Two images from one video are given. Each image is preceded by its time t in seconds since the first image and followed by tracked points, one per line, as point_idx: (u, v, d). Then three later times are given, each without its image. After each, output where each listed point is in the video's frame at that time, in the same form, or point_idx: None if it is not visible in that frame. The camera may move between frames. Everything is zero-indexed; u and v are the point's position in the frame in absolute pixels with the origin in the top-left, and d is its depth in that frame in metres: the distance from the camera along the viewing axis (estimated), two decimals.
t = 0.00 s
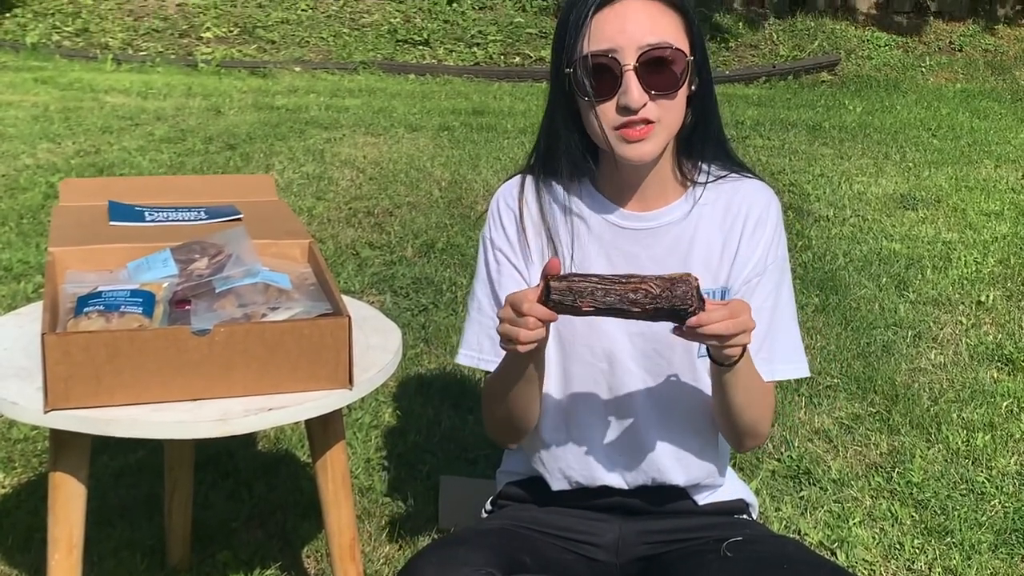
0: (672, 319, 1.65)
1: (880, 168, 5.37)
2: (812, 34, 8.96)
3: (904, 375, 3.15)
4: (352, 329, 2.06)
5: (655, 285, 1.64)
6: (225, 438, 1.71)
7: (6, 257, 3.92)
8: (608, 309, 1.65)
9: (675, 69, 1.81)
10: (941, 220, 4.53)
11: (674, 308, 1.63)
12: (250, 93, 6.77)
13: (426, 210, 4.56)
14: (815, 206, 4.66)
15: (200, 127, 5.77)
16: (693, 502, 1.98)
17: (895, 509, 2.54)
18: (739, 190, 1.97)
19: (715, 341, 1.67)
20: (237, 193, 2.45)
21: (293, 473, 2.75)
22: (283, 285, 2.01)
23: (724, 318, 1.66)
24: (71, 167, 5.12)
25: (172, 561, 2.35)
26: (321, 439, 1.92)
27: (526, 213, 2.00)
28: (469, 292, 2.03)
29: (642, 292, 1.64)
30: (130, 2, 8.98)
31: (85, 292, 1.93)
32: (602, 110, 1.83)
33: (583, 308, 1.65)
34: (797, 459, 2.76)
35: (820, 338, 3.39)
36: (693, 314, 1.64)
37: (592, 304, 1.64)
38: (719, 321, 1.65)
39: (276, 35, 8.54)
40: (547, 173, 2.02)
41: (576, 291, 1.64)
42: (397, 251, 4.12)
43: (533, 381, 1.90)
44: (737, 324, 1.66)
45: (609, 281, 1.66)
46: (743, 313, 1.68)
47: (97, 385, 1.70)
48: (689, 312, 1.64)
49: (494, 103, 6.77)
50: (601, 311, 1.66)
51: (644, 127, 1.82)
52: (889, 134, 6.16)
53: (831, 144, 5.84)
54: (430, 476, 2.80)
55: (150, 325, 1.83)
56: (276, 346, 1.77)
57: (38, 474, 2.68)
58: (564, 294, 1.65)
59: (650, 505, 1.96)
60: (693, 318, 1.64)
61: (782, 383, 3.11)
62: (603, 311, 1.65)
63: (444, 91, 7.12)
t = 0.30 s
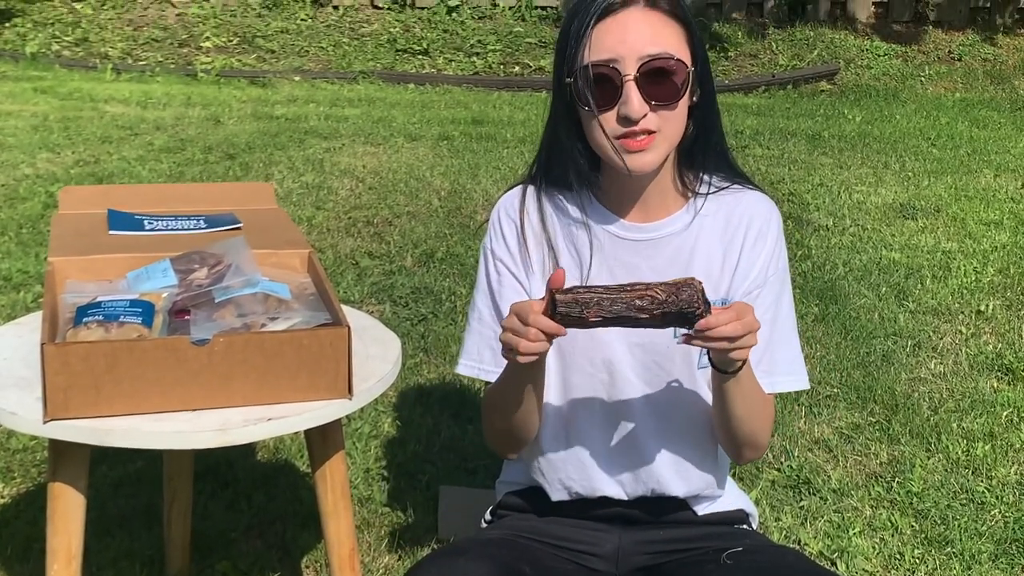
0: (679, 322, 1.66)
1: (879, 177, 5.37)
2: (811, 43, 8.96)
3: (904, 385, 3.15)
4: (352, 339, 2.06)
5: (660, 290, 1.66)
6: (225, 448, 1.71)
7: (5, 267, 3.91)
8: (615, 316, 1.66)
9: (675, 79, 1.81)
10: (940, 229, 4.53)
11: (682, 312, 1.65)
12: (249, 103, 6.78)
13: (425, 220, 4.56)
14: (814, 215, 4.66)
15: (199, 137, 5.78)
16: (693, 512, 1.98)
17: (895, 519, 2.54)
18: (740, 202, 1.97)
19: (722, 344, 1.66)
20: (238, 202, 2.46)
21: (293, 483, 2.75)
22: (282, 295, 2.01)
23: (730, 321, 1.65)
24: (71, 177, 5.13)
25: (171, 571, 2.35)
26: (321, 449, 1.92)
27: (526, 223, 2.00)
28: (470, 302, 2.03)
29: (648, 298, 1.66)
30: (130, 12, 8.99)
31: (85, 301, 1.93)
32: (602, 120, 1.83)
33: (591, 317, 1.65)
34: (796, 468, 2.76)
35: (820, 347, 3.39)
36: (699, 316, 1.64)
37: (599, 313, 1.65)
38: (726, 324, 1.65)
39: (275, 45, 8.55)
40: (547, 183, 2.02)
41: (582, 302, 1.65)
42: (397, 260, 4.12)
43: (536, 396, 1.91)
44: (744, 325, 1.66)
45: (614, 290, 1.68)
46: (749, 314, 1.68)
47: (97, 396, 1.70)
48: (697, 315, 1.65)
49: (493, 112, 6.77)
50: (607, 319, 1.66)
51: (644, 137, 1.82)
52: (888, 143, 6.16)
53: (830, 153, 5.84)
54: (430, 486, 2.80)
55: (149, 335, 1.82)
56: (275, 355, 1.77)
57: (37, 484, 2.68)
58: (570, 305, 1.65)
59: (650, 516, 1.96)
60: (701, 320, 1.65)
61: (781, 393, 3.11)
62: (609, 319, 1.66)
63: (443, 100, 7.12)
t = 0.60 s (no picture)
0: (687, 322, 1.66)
1: (879, 182, 5.37)
2: (811, 48, 8.96)
3: (904, 390, 3.15)
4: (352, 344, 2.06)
5: (668, 290, 1.66)
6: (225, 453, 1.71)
7: (5, 272, 3.91)
8: (624, 313, 1.66)
9: (680, 86, 1.81)
10: (940, 234, 4.53)
11: (689, 311, 1.65)
12: (249, 107, 6.78)
13: (425, 224, 4.56)
14: (814, 220, 4.66)
15: (199, 142, 5.78)
16: (694, 518, 1.98)
17: (896, 524, 2.54)
18: (741, 208, 1.97)
19: (727, 345, 1.67)
20: (238, 208, 2.46)
21: (293, 488, 2.75)
22: (283, 299, 2.00)
23: (736, 322, 1.66)
24: (71, 182, 5.13)
25: None
26: (321, 452, 1.91)
27: (528, 229, 2.00)
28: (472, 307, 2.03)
29: (656, 297, 1.66)
30: (130, 17, 9.00)
31: (85, 307, 1.93)
32: (606, 125, 1.83)
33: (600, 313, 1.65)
34: (797, 474, 2.76)
35: (821, 352, 3.39)
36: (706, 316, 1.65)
37: (607, 309, 1.65)
38: (732, 325, 1.66)
39: (276, 50, 8.55)
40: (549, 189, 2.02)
41: (591, 297, 1.65)
42: (397, 265, 4.12)
43: (545, 399, 1.92)
44: (750, 328, 1.67)
45: (622, 289, 1.68)
46: (754, 317, 1.69)
47: (97, 401, 1.70)
48: (704, 315, 1.65)
49: (493, 117, 6.77)
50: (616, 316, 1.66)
51: (647, 143, 1.82)
52: (888, 148, 6.16)
53: (830, 158, 5.84)
54: (430, 491, 2.80)
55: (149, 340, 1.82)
56: (275, 360, 1.77)
57: (37, 489, 2.67)
58: (578, 300, 1.65)
59: (650, 522, 1.96)
60: (708, 320, 1.65)
61: (781, 399, 3.10)
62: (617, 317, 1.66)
63: (443, 105, 7.12)
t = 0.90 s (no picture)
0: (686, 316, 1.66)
1: (880, 183, 5.37)
2: (811, 49, 8.96)
3: (905, 391, 3.15)
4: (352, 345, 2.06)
5: (668, 285, 1.67)
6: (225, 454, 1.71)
7: (5, 272, 3.91)
8: (624, 308, 1.66)
9: (678, 88, 1.81)
10: (941, 235, 4.53)
11: (689, 306, 1.65)
12: (250, 108, 6.78)
13: (425, 225, 4.56)
14: (814, 221, 4.66)
15: (200, 143, 5.78)
16: (694, 519, 1.98)
17: (896, 525, 2.54)
18: (741, 208, 1.97)
19: (729, 338, 1.66)
20: (238, 209, 2.46)
21: (293, 489, 2.75)
22: (283, 300, 2.00)
23: (736, 316, 1.66)
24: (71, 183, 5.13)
25: None
26: (321, 453, 1.91)
27: (527, 230, 1.99)
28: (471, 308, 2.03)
29: (657, 292, 1.66)
30: (131, 17, 9.00)
31: (85, 307, 1.93)
32: (604, 127, 1.83)
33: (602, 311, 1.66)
34: (798, 474, 2.76)
35: (821, 352, 3.38)
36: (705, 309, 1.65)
37: (608, 304, 1.65)
38: (732, 319, 1.65)
39: (276, 50, 8.55)
40: (548, 190, 2.02)
41: (592, 292, 1.65)
42: (397, 266, 4.12)
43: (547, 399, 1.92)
44: (750, 322, 1.66)
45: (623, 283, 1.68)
46: (754, 312, 1.69)
47: (96, 401, 1.70)
48: (704, 309, 1.65)
49: (494, 117, 6.77)
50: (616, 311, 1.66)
51: (646, 144, 1.82)
52: (888, 149, 6.16)
53: (830, 159, 5.84)
54: (430, 491, 2.80)
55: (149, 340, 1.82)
56: (275, 360, 1.76)
57: (37, 489, 2.67)
58: (579, 296, 1.65)
59: (650, 522, 1.96)
60: (708, 315, 1.65)
61: (781, 399, 3.10)
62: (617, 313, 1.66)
63: (444, 106, 7.12)
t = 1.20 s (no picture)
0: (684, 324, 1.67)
1: (880, 181, 5.37)
2: (811, 48, 8.97)
3: (904, 389, 3.15)
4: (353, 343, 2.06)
5: (667, 294, 1.67)
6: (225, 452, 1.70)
7: (5, 271, 3.91)
8: (623, 318, 1.66)
9: (677, 89, 1.81)
10: (941, 234, 4.53)
11: (688, 317, 1.65)
12: (250, 107, 6.78)
13: (425, 224, 4.56)
14: (814, 219, 4.66)
15: (200, 141, 5.78)
16: (693, 517, 1.97)
17: (896, 523, 2.54)
18: (740, 207, 1.97)
19: (729, 347, 1.66)
20: (238, 208, 2.46)
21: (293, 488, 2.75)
22: (283, 298, 2.01)
23: (735, 325, 1.66)
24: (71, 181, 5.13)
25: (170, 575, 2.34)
26: (321, 451, 1.91)
27: (526, 231, 1.99)
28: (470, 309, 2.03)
29: (655, 301, 1.66)
30: (131, 16, 9.00)
31: (85, 305, 1.93)
32: (603, 127, 1.83)
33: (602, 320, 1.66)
34: (798, 473, 2.76)
35: (821, 351, 3.39)
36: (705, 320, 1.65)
37: (607, 314, 1.66)
38: (731, 327, 1.65)
39: (276, 49, 8.55)
40: (547, 190, 2.02)
41: (590, 302, 1.66)
42: (397, 264, 4.12)
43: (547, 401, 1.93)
44: (749, 330, 1.67)
45: (622, 292, 1.68)
46: (753, 320, 1.69)
47: (96, 399, 1.70)
48: (702, 319, 1.65)
49: (494, 116, 6.77)
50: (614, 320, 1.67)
51: (645, 146, 1.82)
52: (888, 147, 6.16)
53: (830, 158, 5.84)
54: (430, 489, 2.80)
55: (149, 338, 1.82)
56: (275, 358, 1.76)
57: (37, 488, 2.67)
58: (578, 306, 1.66)
59: (649, 520, 1.96)
60: (706, 324, 1.66)
61: (781, 398, 3.10)
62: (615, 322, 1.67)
63: (444, 104, 7.12)
